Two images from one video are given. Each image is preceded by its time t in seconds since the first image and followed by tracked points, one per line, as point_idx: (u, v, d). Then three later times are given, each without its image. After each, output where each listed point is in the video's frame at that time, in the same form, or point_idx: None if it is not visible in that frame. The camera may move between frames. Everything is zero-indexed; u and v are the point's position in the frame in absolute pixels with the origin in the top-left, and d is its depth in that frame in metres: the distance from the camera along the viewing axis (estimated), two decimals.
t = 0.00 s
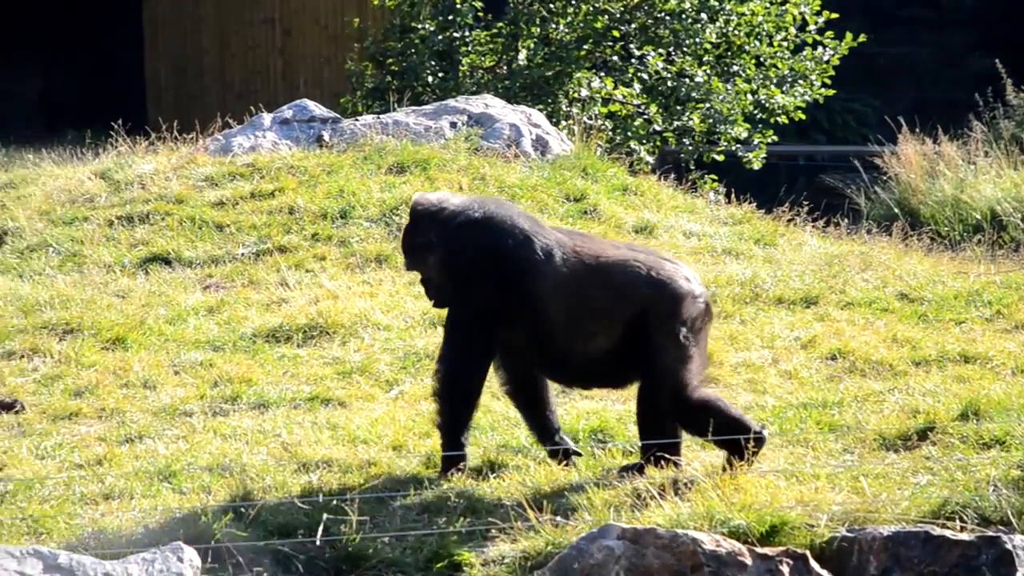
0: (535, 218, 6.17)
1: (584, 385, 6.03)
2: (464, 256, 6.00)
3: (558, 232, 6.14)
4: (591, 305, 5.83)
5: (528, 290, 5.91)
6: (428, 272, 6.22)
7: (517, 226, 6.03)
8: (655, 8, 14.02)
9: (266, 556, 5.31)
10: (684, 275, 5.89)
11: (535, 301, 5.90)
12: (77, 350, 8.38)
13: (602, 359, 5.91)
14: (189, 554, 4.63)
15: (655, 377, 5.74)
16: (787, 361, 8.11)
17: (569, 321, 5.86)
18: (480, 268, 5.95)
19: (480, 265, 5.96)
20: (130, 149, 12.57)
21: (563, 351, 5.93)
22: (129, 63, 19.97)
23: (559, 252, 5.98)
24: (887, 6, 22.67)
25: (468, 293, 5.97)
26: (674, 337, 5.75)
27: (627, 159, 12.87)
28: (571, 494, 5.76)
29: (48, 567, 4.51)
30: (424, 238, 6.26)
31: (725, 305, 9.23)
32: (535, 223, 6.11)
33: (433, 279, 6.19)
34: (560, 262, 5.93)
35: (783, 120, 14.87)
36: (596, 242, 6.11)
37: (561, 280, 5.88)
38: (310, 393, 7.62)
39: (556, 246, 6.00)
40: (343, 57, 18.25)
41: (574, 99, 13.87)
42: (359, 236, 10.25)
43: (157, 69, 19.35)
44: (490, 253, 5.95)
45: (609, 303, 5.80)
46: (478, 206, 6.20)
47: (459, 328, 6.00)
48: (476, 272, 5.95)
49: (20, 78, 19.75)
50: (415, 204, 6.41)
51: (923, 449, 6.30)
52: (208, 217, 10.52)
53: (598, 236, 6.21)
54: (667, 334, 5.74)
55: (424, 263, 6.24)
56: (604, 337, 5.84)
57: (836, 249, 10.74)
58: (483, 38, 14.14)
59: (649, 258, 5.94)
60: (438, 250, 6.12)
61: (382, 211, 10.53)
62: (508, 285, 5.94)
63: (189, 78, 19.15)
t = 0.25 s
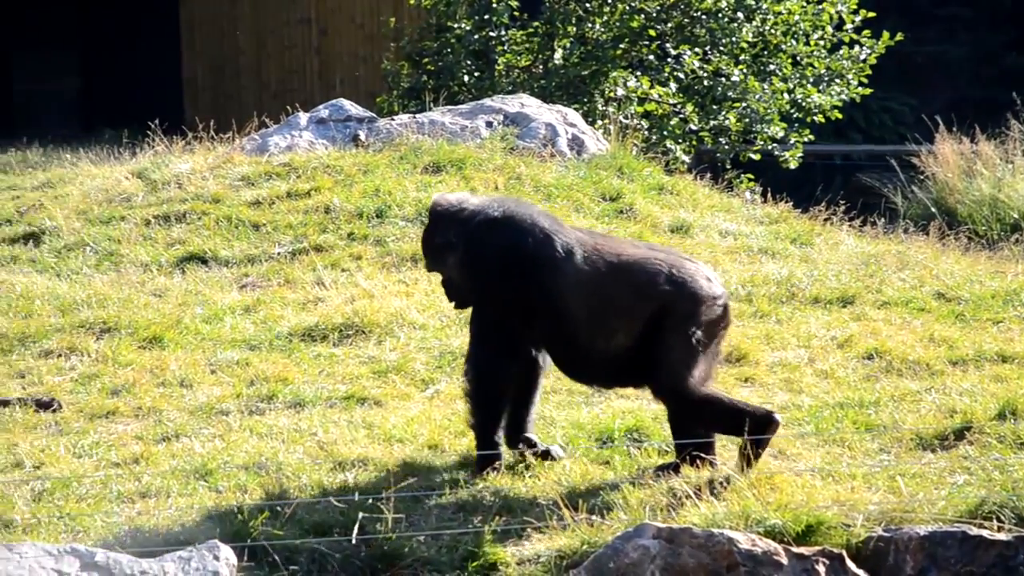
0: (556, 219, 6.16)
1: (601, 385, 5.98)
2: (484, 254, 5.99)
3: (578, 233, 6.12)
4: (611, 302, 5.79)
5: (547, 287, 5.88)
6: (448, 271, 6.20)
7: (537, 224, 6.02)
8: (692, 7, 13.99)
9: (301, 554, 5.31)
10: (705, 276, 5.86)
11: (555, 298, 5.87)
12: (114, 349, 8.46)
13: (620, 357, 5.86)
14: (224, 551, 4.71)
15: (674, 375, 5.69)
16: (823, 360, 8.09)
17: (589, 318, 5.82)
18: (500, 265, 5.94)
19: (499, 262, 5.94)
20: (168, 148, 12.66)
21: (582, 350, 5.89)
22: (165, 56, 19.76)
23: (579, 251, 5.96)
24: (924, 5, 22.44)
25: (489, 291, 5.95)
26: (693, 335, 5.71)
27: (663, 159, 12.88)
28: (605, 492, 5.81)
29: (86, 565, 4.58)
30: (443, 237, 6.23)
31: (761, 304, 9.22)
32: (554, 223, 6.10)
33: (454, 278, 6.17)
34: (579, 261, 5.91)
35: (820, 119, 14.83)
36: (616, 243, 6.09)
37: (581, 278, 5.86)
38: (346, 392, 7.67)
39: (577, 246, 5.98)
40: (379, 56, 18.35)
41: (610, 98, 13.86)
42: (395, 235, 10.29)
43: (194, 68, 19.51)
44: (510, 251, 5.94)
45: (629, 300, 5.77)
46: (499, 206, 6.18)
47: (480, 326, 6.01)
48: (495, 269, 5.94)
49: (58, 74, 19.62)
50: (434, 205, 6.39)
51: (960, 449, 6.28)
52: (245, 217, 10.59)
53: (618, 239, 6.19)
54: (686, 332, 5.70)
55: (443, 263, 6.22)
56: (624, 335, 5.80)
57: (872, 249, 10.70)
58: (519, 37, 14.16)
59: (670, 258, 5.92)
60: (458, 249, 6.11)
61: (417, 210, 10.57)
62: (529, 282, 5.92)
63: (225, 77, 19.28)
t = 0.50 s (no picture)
0: (569, 217, 6.15)
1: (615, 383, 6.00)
2: (501, 253, 5.95)
3: (591, 231, 6.12)
4: (628, 300, 5.81)
5: (563, 285, 5.88)
6: (463, 272, 6.15)
7: (552, 223, 6.00)
8: (720, 6, 13.97)
9: (328, 553, 5.32)
10: (719, 273, 5.91)
11: (572, 296, 5.87)
12: (142, 348, 8.52)
13: (635, 356, 5.88)
14: (252, 551, 4.72)
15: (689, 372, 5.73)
16: (851, 360, 8.07)
17: (606, 316, 5.84)
18: (517, 265, 5.90)
19: (515, 260, 5.91)
20: (196, 148, 12.73)
21: (598, 347, 5.90)
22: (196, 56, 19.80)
23: (594, 250, 5.97)
24: (952, 5, 22.27)
25: (504, 290, 5.91)
26: (709, 331, 5.77)
27: (690, 158, 12.87)
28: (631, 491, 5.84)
29: (114, 564, 4.63)
30: (457, 236, 6.17)
31: (788, 304, 9.20)
32: (569, 221, 6.09)
33: (468, 279, 6.13)
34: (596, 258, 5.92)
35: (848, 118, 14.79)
36: (629, 242, 6.11)
37: (598, 276, 5.87)
38: (373, 392, 7.70)
39: (592, 245, 5.99)
40: (407, 56, 18.43)
41: (637, 97, 13.86)
42: (422, 234, 10.33)
43: (222, 68, 19.57)
44: (527, 249, 5.92)
45: (646, 298, 5.79)
46: (513, 204, 6.15)
47: (497, 325, 5.95)
48: (512, 267, 5.90)
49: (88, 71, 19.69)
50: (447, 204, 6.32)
51: (988, 449, 6.27)
52: (272, 216, 10.65)
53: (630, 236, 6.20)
54: (702, 329, 5.75)
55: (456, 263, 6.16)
56: (640, 332, 5.83)
57: (900, 249, 10.67)
58: (547, 36, 14.20)
59: (683, 256, 5.96)
60: (473, 249, 6.08)
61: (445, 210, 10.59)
62: (544, 281, 5.91)
63: (253, 77, 19.35)
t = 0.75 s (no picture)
0: (571, 219, 6.15)
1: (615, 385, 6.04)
2: (508, 253, 5.91)
3: (593, 232, 6.15)
4: (635, 301, 5.85)
5: (570, 288, 5.88)
6: (466, 273, 6.01)
7: (558, 224, 6.00)
8: (742, 5, 13.97)
9: (351, 551, 5.34)
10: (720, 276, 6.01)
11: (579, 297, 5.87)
12: (165, 347, 8.57)
13: (638, 359, 5.92)
14: (274, 550, 4.74)
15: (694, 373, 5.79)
16: (873, 359, 8.05)
17: (613, 317, 5.86)
18: (525, 264, 5.88)
19: (522, 263, 5.88)
20: (219, 147, 12.78)
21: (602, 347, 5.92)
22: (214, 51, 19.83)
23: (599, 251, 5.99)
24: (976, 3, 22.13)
25: (512, 292, 5.88)
26: (713, 333, 5.85)
27: (712, 157, 12.87)
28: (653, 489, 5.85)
29: (136, 563, 4.68)
30: (460, 237, 6.05)
31: (810, 304, 9.19)
32: (571, 223, 6.09)
33: (471, 281, 6.02)
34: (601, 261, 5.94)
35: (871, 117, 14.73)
36: (629, 245, 6.15)
37: (604, 277, 5.89)
38: (395, 391, 7.73)
39: (596, 245, 6.01)
40: (429, 55, 18.48)
41: (659, 95, 13.85)
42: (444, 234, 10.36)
43: (244, 66, 19.61)
44: (534, 251, 5.89)
45: (652, 302, 5.84)
46: (516, 206, 6.11)
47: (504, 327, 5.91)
48: (520, 269, 5.88)
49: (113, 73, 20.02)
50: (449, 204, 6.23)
51: (1011, 448, 6.27)
52: (295, 216, 10.69)
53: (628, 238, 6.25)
54: (707, 330, 5.83)
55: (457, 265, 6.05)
56: (646, 332, 5.87)
57: (923, 248, 10.63)
58: (569, 35, 14.21)
59: (685, 259, 6.04)
60: (476, 251, 5.98)
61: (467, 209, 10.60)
62: (551, 283, 5.89)
63: (275, 76, 19.39)
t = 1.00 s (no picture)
0: (562, 221, 6.12)
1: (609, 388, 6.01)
2: (503, 254, 5.86)
3: (582, 233, 6.14)
4: (630, 299, 5.86)
5: (567, 291, 5.84)
6: (461, 276, 5.96)
7: (551, 226, 5.97)
8: (765, 4, 13.89)
9: (373, 551, 5.37)
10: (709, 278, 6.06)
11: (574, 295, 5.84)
12: (188, 346, 8.62)
13: (632, 360, 5.93)
14: (297, 548, 4.77)
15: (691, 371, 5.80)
16: (896, 359, 8.04)
17: (608, 315, 5.85)
18: (522, 269, 5.82)
19: (520, 267, 5.82)
20: (241, 146, 12.83)
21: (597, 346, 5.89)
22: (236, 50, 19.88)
23: (591, 252, 5.99)
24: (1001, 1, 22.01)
25: (510, 296, 5.82)
26: (708, 333, 5.87)
27: (734, 156, 12.86)
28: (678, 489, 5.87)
29: (159, 561, 4.71)
30: (453, 243, 5.99)
31: (833, 303, 9.18)
32: (563, 226, 6.05)
33: (467, 285, 5.97)
34: (596, 264, 5.93)
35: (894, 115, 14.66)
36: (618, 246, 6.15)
37: (599, 276, 5.89)
38: (417, 390, 7.75)
39: (588, 247, 6.01)
40: (451, 54, 18.48)
41: (682, 94, 13.84)
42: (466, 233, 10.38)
43: (267, 67, 19.55)
44: (531, 255, 5.83)
45: (647, 303, 5.86)
46: (508, 209, 6.05)
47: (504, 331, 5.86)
48: (517, 274, 5.82)
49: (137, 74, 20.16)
50: (437, 209, 6.16)
51: None
52: (317, 215, 10.73)
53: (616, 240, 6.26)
54: (702, 329, 5.85)
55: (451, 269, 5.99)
56: (640, 330, 5.87)
57: (946, 247, 10.61)
58: (591, 34, 14.21)
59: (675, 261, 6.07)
60: (471, 255, 5.93)
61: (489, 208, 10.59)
62: (548, 286, 5.83)
63: (298, 76, 19.40)
